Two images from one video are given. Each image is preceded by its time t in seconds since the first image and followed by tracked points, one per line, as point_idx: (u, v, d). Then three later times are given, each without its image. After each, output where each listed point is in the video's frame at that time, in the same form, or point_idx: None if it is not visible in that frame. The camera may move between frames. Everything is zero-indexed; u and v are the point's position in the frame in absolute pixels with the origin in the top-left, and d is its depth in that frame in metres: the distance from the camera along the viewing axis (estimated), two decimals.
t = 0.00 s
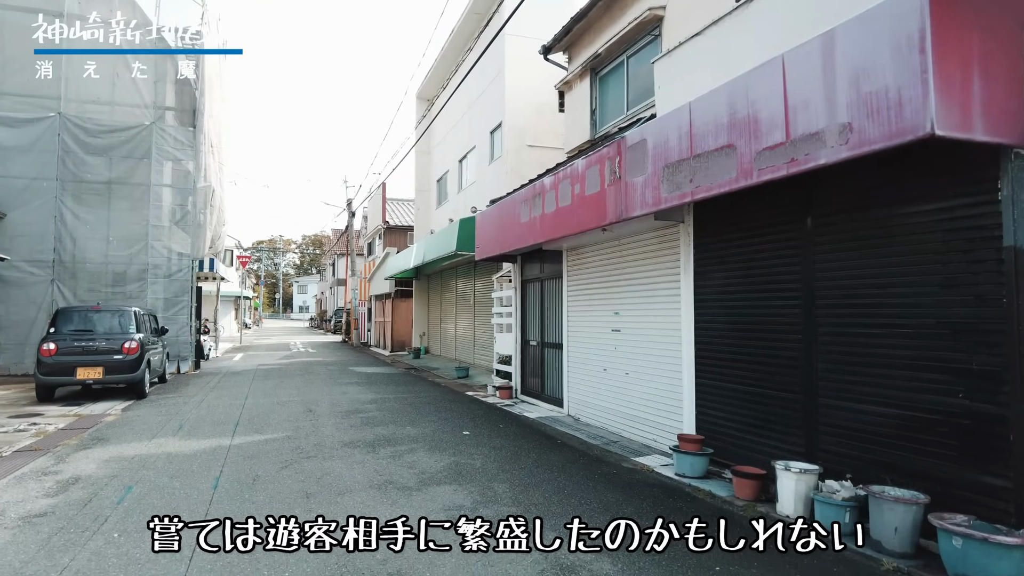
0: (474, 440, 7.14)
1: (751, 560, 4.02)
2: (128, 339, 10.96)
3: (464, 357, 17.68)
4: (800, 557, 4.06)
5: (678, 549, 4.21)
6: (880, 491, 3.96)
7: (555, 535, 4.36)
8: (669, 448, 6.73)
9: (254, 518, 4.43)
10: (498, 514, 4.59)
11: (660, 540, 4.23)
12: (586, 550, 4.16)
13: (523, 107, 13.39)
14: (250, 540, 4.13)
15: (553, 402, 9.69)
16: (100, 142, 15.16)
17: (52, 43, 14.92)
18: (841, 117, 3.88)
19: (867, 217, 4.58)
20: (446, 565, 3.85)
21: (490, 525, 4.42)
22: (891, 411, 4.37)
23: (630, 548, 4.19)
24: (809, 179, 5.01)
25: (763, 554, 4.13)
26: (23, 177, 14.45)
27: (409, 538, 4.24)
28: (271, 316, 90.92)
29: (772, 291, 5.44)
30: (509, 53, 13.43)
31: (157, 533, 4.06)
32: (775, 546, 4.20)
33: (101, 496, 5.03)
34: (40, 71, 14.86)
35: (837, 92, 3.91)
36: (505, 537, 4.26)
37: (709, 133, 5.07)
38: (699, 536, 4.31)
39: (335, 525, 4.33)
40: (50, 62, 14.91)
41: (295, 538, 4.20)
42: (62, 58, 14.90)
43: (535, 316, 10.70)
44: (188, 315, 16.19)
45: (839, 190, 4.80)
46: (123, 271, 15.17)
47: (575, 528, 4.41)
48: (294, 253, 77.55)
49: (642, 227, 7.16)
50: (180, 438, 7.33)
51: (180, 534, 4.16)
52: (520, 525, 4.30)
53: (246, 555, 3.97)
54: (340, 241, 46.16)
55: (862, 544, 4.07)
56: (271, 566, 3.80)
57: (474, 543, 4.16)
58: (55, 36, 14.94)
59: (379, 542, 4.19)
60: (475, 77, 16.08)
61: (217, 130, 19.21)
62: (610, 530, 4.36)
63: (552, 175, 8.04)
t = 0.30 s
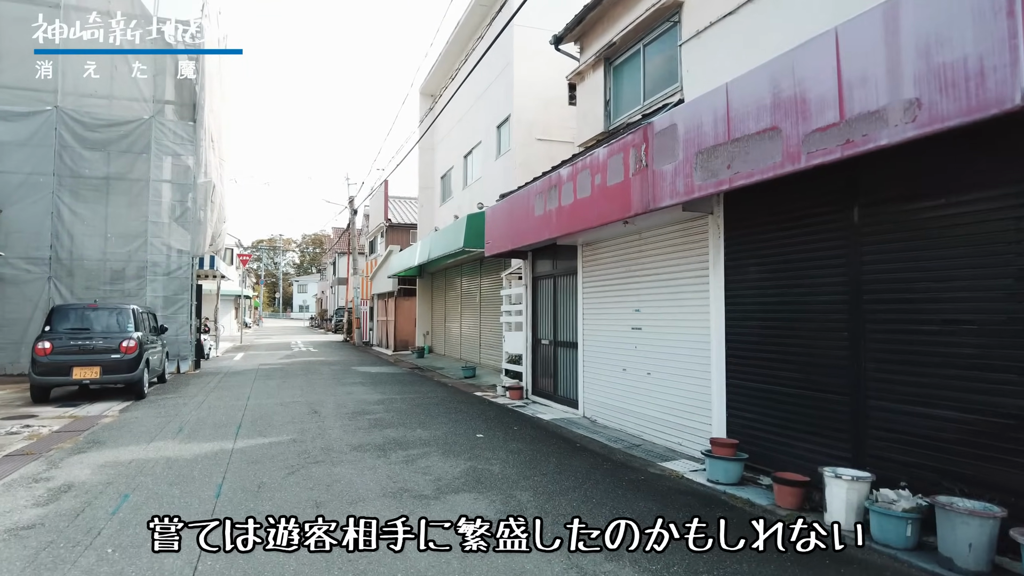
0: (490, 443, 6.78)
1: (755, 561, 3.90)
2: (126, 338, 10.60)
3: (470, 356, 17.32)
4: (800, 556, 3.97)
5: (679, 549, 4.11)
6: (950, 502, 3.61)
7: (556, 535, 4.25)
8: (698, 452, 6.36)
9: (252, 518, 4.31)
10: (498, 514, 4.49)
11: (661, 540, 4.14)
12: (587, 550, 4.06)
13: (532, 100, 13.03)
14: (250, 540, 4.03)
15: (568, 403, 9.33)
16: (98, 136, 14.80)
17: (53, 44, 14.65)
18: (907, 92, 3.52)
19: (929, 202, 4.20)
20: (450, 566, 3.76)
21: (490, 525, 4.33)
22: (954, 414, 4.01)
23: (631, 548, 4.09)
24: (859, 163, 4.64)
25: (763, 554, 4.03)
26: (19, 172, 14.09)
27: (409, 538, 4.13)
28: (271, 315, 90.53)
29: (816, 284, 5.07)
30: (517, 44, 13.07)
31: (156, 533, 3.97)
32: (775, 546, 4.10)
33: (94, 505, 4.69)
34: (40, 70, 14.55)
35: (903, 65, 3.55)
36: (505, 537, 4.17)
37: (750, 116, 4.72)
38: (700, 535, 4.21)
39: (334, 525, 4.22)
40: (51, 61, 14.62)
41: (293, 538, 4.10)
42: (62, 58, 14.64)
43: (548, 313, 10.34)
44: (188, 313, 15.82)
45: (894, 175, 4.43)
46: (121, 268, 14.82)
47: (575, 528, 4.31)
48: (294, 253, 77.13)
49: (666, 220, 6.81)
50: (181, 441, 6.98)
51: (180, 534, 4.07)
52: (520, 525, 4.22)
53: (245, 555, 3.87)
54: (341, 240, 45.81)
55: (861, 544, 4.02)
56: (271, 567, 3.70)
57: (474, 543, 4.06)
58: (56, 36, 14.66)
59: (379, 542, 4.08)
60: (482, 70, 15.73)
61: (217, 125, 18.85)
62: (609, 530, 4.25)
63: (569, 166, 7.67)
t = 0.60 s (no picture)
0: (502, 454, 6.41)
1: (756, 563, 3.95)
2: (120, 340, 10.20)
3: (473, 359, 16.94)
4: (800, 557, 4.02)
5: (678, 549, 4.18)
6: None
7: (556, 535, 4.32)
8: (723, 464, 6.02)
9: (253, 518, 4.39)
10: (498, 514, 4.57)
11: (660, 540, 4.19)
12: (586, 550, 4.12)
13: (538, 96, 12.69)
14: (250, 540, 4.10)
15: (579, 409, 8.96)
16: (93, 133, 14.40)
17: (51, 42, 14.38)
18: (982, 74, 3.16)
19: (992, 197, 3.82)
20: (450, 565, 3.82)
21: (491, 525, 4.40)
22: (1018, 429, 3.64)
23: (631, 548, 4.15)
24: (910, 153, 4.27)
25: (763, 554, 4.08)
26: (11, 169, 13.69)
27: (409, 538, 4.20)
28: (270, 315, 90.06)
29: (857, 285, 4.69)
30: (524, 39, 12.73)
31: (156, 533, 4.03)
32: (774, 546, 4.16)
33: (78, 525, 4.33)
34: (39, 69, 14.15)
35: (977, 44, 3.18)
36: (505, 537, 4.24)
37: (792, 104, 4.36)
38: (699, 536, 4.27)
39: (335, 525, 4.29)
40: (51, 62, 14.28)
41: (295, 538, 4.17)
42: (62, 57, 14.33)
43: (557, 315, 9.96)
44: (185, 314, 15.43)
45: (949, 167, 4.08)
46: (115, 269, 14.45)
47: (575, 528, 4.37)
48: (293, 253, 76.72)
49: (688, 218, 6.48)
50: (175, 451, 6.61)
51: (180, 534, 4.13)
52: (520, 525, 4.27)
53: (245, 555, 3.94)
54: (340, 240, 45.40)
55: (862, 544, 4.09)
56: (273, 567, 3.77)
57: (474, 543, 4.13)
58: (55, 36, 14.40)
59: (379, 542, 4.16)
60: (486, 66, 15.37)
61: (215, 122, 18.48)
62: (609, 530, 4.31)
63: (585, 161, 7.31)
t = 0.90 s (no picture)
0: (507, 461, 6.02)
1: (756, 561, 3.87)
2: (103, 340, 9.74)
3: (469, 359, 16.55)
4: (801, 557, 3.93)
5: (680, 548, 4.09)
6: None
7: (556, 535, 4.21)
8: (744, 469, 5.65)
9: (252, 517, 4.31)
10: (498, 514, 4.45)
11: (661, 540, 4.09)
12: (586, 550, 4.02)
13: (538, 88, 12.32)
14: (250, 539, 4.02)
15: (585, 410, 8.59)
16: (77, 125, 13.90)
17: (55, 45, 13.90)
18: None
19: None
20: (450, 566, 3.72)
21: (490, 525, 4.28)
22: None
23: (631, 548, 4.06)
24: (961, 129, 3.87)
25: (763, 554, 3.99)
26: None
27: (409, 538, 4.11)
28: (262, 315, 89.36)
29: (898, 277, 4.30)
30: (524, 28, 12.33)
31: (156, 533, 3.97)
32: (775, 546, 4.07)
33: (43, 544, 3.91)
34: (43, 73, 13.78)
35: None
36: (505, 537, 4.13)
37: (830, 79, 3.97)
38: (700, 535, 4.18)
39: (334, 525, 4.20)
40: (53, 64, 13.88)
41: (294, 538, 4.07)
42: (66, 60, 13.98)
43: (560, 313, 9.58)
44: (174, 313, 14.96)
45: (1007, 146, 3.69)
46: (101, 266, 14.00)
47: (575, 528, 4.27)
48: (285, 252, 76.07)
49: (704, 208, 6.11)
50: (157, 458, 6.18)
51: (181, 534, 4.07)
52: (520, 525, 4.17)
53: (244, 555, 3.85)
54: (333, 239, 44.89)
55: (861, 545, 3.97)
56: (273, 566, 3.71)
57: (474, 543, 4.03)
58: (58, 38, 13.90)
59: (379, 542, 4.06)
60: (484, 58, 14.98)
61: (204, 117, 18.01)
62: (610, 529, 4.21)
63: (592, 149, 6.91)
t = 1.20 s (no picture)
0: (516, 473, 5.64)
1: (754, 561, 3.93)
2: (89, 343, 9.32)
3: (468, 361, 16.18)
4: (799, 557, 4.00)
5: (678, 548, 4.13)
6: None
7: (556, 535, 4.26)
8: (769, 482, 5.30)
9: (254, 517, 4.36)
10: (498, 514, 4.50)
11: (660, 540, 4.13)
12: (586, 551, 4.05)
13: (541, 82, 11.94)
14: (250, 540, 4.06)
15: (592, 416, 8.23)
16: (64, 121, 13.49)
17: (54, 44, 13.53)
18: None
19: None
20: (449, 566, 3.77)
21: (490, 525, 4.33)
22: None
23: (631, 549, 4.09)
24: None
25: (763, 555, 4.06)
26: None
27: (409, 538, 4.15)
28: (257, 315, 88.71)
29: (948, 277, 3.94)
30: (526, 20, 11.95)
31: (157, 533, 4.02)
32: (774, 546, 4.14)
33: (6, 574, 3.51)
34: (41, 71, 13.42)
35: None
36: (505, 537, 4.17)
37: (877, 60, 3.60)
38: (699, 536, 4.22)
39: (335, 525, 4.24)
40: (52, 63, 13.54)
41: (294, 538, 4.12)
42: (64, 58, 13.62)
43: (565, 314, 9.21)
44: (164, 314, 14.51)
45: None
46: (89, 266, 13.56)
47: (575, 528, 4.30)
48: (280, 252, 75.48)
49: (726, 204, 5.75)
50: (142, 471, 5.78)
51: (181, 534, 4.11)
52: (520, 525, 4.21)
53: (245, 555, 3.89)
54: (328, 238, 44.38)
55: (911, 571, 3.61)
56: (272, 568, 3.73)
57: (474, 543, 4.07)
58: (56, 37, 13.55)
59: (379, 542, 4.10)
60: (484, 52, 14.58)
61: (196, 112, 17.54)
62: (609, 530, 4.23)
63: (603, 141, 6.53)
